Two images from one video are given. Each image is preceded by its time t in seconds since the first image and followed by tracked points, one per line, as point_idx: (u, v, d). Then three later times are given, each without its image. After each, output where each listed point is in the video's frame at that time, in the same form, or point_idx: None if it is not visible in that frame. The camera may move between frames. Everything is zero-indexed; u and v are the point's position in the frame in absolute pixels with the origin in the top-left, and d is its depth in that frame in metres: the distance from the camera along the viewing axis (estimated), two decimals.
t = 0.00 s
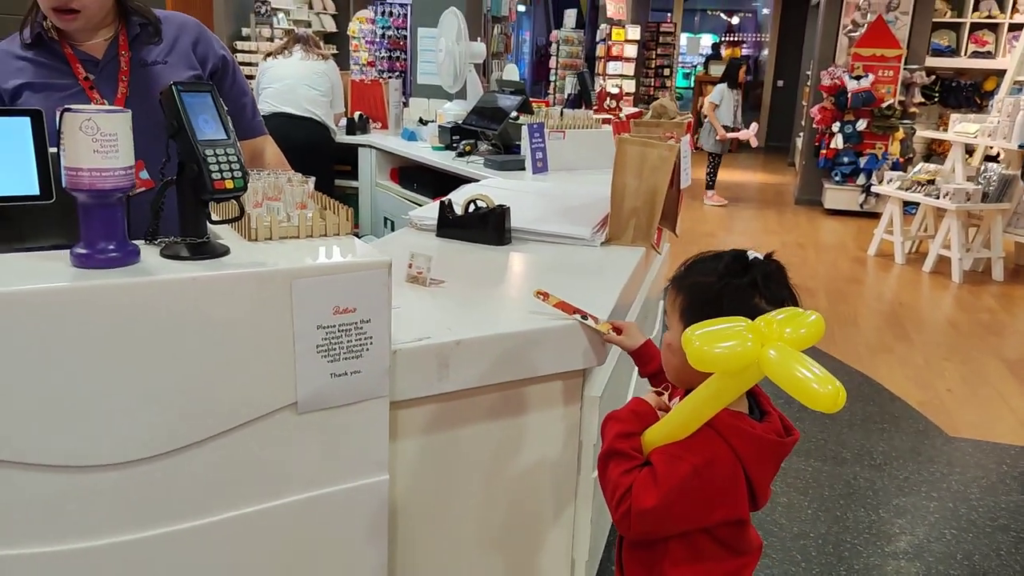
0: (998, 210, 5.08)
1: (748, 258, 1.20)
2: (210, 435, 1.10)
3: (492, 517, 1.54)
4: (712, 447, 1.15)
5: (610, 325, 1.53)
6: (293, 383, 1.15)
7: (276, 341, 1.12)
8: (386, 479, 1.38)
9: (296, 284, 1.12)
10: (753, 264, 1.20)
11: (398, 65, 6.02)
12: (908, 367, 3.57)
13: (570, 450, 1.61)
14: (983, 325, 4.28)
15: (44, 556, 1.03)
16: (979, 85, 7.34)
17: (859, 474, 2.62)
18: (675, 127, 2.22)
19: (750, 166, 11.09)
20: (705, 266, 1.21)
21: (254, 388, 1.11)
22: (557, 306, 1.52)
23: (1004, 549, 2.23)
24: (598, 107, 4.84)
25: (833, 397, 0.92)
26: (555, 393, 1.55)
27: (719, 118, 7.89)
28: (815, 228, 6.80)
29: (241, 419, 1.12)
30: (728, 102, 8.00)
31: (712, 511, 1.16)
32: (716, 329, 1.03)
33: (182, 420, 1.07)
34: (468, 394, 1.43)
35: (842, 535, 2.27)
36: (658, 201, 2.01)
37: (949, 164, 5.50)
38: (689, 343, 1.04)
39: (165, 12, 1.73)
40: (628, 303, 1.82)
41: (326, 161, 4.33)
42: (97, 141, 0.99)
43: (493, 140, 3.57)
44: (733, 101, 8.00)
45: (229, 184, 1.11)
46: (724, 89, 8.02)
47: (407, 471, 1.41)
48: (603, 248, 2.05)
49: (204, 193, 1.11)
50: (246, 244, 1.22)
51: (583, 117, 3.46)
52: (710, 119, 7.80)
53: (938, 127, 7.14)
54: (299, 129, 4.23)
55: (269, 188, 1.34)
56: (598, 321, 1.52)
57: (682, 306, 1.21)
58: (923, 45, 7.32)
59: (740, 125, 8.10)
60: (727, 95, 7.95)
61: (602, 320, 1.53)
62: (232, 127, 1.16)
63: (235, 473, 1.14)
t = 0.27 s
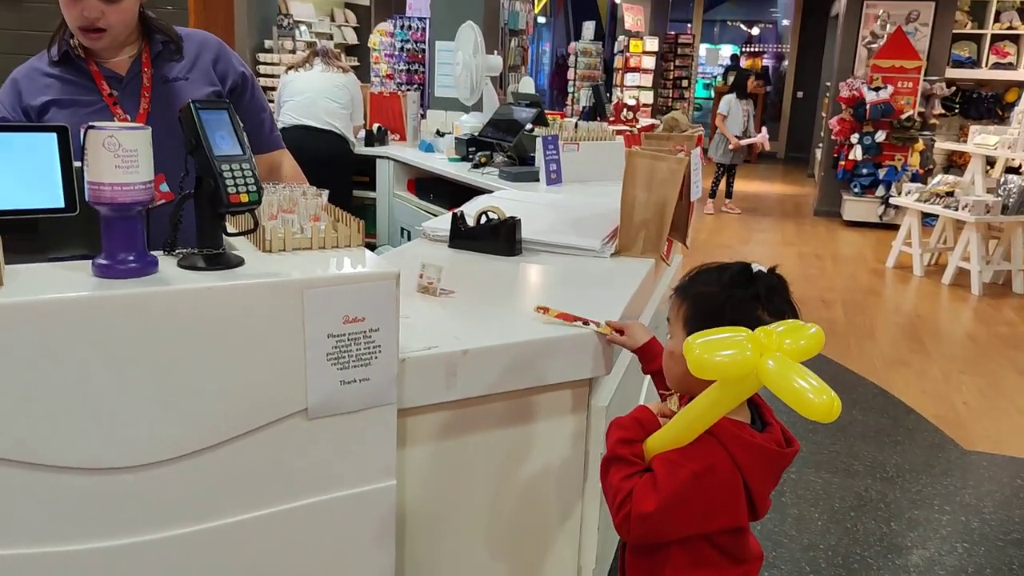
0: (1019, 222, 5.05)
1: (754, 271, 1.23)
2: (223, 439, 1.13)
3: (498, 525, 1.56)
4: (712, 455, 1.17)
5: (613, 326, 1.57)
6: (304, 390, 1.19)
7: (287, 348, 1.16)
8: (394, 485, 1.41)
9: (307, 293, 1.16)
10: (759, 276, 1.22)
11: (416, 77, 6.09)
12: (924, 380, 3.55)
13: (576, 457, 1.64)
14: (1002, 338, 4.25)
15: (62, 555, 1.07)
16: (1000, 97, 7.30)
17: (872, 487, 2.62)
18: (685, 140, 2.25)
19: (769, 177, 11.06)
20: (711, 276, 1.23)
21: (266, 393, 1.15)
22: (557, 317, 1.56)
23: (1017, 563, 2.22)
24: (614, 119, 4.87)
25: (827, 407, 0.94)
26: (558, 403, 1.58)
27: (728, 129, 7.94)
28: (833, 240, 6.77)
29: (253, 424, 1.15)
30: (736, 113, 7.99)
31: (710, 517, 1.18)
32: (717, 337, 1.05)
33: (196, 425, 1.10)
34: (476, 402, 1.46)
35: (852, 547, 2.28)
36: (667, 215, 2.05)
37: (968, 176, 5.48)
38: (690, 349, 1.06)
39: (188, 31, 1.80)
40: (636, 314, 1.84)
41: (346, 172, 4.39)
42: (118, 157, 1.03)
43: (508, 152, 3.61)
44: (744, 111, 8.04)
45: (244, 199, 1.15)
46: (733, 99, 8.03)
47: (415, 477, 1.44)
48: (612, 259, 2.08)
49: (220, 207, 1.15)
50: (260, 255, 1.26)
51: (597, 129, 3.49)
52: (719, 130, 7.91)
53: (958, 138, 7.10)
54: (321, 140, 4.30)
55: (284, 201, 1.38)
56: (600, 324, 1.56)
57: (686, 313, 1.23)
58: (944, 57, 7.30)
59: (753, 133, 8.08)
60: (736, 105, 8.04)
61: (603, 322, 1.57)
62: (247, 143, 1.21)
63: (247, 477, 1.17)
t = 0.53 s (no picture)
0: None
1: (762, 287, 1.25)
2: (222, 448, 1.17)
3: (495, 535, 1.58)
4: (701, 466, 1.18)
5: (596, 332, 1.61)
6: (302, 400, 1.22)
7: (285, 361, 1.19)
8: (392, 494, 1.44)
9: (306, 307, 1.19)
10: (770, 293, 1.25)
11: (428, 90, 6.15)
12: (932, 394, 3.54)
13: (573, 468, 1.66)
14: (1013, 352, 4.23)
15: (66, 560, 1.11)
16: (1015, 109, 7.27)
17: (875, 501, 2.63)
18: (687, 155, 2.28)
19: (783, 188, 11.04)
20: (724, 292, 1.24)
21: (265, 403, 1.19)
22: (540, 339, 1.56)
23: None
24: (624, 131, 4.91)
25: (809, 418, 0.96)
26: (553, 415, 1.60)
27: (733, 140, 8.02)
28: (845, 252, 6.76)
29: (252, 434, 1.19)
30: (739, 124, 8.04)
31: (701, 527, 1.18)
32: (702, 351, 1.07)
33: (197, 434, 1.14)
34: (474, 413, 1.49)
35: (854, 561, 2.28)
36: (667, 229, 2.07)
37: (981, 189, 5.46)
38: (677, 364, 1.08)
39: (199, 50, 1.85)
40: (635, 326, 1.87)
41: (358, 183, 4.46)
42: (124, 175, 1.08)
43: (516, 164, 3.65)
44: (746, 121, 8.06)
45: (246, 215, 1.19)
46: (735, 111, 8.06)
47: (413, 488, 1.47)
48: (612, 272, 2.11)
49: (222, 224, 1.19)
50: (261, 269, 1.30)
51: (606, 142, 3.53)
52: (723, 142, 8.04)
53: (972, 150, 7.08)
54: (333, 152, 4.37)
55: (286, 215, 1.40)
56: (583, 334, 1.60)
57: (708, 327, 1.21)
58: (957, 69, 7.29)
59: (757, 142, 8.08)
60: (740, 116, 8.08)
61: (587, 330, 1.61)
62: (250, 162, 1.25)
63: (246, 485, 1.21)
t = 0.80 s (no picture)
0: None
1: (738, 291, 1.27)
2: (215, 449, 1.21)
3: (487, 538, 1.62)
4: (690, 466, 1.20)
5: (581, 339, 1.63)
6: (293, 404, 1.26)
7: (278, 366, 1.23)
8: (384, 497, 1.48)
9: (298, 313, 1.23)
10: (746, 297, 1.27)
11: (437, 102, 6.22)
12: (937, 406, 3.54)
13: (564, 472, 1.69)
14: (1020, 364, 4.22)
15: (66, 555, 1.15)
16: None
17: (873, 511, 2.64)
18: (684, 166, 2.31)
19: (794, 199, 11.03)
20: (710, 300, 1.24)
21: (257, 406, 1.23)
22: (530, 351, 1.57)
23: None
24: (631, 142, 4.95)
25: (799, 410, 0.96)
26: (543, 421, 1.63)
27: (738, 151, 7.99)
28: (854, 263, 6.75)
29: (245, 435, 1.23)
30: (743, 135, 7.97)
31: (692, 526, 1.21)
32: (690, 355, 1.07)
33: (191, 435, 1.18)
34: (465, 417, 1.52)
35: (849, 569, 2.30)
36: (662, 238, 2.10)
37: (990, 201, 5.46)
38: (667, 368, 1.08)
39: (208, 65, 1.89)
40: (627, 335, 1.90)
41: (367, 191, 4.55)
42: (124, 186, 1.12)
43: (522, 175, 3.70)
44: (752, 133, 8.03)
45: (240, 224, 1.24)
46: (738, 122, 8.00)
47: (405, 490, 1.50)
48: (607, 281, 2.15)
49: (217, 232, 1.23)
50: (257, 276, 1.34)
51: (609, 154, 3.57)
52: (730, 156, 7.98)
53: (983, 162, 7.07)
54: (342, 163, 4.44)
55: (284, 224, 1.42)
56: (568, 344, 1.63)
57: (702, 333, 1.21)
58: (969, 81, 7.29)
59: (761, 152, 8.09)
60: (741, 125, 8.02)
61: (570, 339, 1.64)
62: (245, 173, 1.30)
63: (239, 484, 1.25)
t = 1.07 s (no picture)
0: None
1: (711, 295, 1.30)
2: (209, 448, 1.24)
3: (480, 537, 1.64)
4: (676, 466, 1.22)
5: (572, 341, 1.65)
6: (285, 404, 1.29)
7: (270, 367, 1.26)
8: (376, 496, 1.51)
9: (291, 315, 1.26)
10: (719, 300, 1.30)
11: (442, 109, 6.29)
12: (935, 413, 3.56)
13: (555, 473, 1.71)
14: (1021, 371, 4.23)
15: (63, 550, 1.18)
16: None
17: (869, 516, 2.66)
18: (679, 174, 2.34)
19: (800, 207, 11.03)
20: (687, 303, 1.27)
21: (250, 406, 1.26)
22: (524, 355, 1.59)
23: None
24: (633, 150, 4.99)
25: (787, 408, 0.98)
26: (533, 422, 1.66)
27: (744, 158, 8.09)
28: (859, 271, 6.76)
29: (238, 434, 1.26)
30: (749, 143, 8.12)
31: (681, 525, 1.22)
32: (676, 356, 1.08)
33: (185, 434, 1.21)
34: (457, 419, 1.55)
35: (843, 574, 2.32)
36: (656, 244, 2.13)
37: (993, 209, 5.47)
38: (655, 370, 1.08)
39: (218, 74, 1.90)
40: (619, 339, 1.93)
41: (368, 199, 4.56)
42: (120, 190, 1.15)
43: (523, 181, 3.73)
44: (758, 140, 8.13)
45: (234, 228, 1.27)
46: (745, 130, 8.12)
47: (396, 491, 1.53)
48: (602, 286, 2.19)
49: (212, 235, 1.26)
50: (251, 279, 1.38)
51: (609, 161, 3.60)
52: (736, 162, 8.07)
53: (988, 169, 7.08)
54: (346, 169, 4.48)
55: (279, 228, 1.45)
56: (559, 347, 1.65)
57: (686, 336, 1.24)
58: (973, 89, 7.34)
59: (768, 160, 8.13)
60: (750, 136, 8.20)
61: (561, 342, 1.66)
62: (240, 178, 1.34)
63: (234, 482, 1.28)
